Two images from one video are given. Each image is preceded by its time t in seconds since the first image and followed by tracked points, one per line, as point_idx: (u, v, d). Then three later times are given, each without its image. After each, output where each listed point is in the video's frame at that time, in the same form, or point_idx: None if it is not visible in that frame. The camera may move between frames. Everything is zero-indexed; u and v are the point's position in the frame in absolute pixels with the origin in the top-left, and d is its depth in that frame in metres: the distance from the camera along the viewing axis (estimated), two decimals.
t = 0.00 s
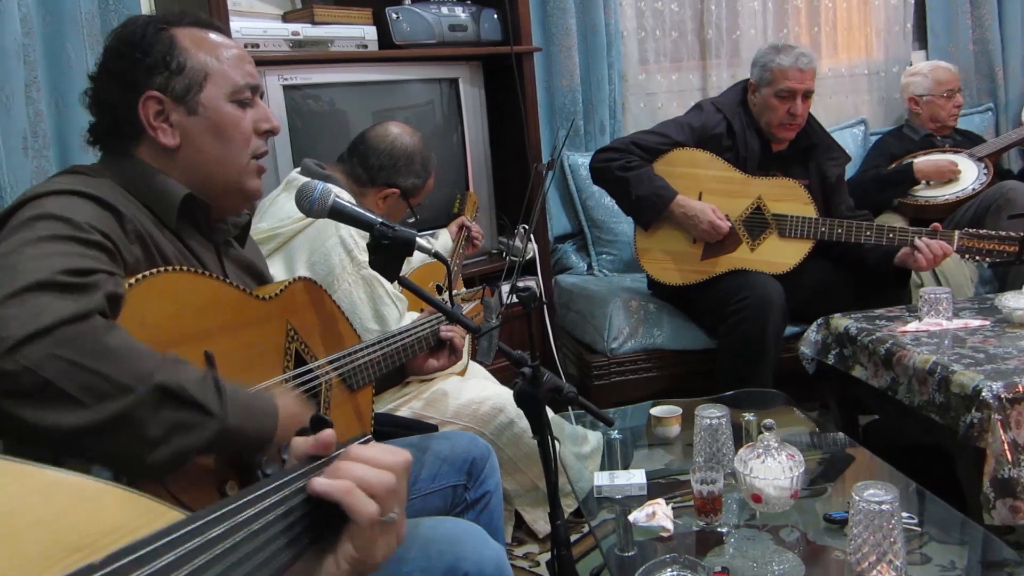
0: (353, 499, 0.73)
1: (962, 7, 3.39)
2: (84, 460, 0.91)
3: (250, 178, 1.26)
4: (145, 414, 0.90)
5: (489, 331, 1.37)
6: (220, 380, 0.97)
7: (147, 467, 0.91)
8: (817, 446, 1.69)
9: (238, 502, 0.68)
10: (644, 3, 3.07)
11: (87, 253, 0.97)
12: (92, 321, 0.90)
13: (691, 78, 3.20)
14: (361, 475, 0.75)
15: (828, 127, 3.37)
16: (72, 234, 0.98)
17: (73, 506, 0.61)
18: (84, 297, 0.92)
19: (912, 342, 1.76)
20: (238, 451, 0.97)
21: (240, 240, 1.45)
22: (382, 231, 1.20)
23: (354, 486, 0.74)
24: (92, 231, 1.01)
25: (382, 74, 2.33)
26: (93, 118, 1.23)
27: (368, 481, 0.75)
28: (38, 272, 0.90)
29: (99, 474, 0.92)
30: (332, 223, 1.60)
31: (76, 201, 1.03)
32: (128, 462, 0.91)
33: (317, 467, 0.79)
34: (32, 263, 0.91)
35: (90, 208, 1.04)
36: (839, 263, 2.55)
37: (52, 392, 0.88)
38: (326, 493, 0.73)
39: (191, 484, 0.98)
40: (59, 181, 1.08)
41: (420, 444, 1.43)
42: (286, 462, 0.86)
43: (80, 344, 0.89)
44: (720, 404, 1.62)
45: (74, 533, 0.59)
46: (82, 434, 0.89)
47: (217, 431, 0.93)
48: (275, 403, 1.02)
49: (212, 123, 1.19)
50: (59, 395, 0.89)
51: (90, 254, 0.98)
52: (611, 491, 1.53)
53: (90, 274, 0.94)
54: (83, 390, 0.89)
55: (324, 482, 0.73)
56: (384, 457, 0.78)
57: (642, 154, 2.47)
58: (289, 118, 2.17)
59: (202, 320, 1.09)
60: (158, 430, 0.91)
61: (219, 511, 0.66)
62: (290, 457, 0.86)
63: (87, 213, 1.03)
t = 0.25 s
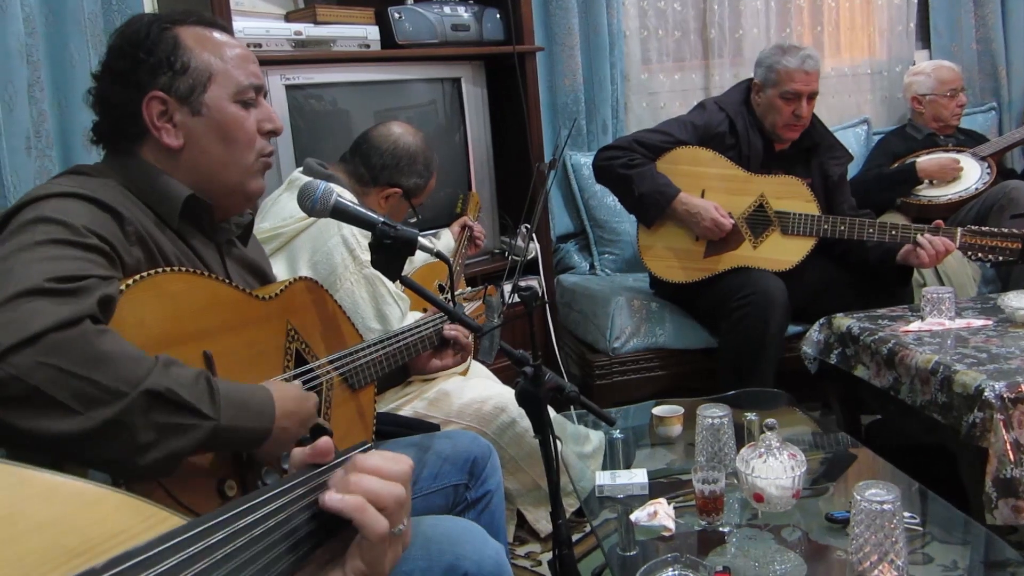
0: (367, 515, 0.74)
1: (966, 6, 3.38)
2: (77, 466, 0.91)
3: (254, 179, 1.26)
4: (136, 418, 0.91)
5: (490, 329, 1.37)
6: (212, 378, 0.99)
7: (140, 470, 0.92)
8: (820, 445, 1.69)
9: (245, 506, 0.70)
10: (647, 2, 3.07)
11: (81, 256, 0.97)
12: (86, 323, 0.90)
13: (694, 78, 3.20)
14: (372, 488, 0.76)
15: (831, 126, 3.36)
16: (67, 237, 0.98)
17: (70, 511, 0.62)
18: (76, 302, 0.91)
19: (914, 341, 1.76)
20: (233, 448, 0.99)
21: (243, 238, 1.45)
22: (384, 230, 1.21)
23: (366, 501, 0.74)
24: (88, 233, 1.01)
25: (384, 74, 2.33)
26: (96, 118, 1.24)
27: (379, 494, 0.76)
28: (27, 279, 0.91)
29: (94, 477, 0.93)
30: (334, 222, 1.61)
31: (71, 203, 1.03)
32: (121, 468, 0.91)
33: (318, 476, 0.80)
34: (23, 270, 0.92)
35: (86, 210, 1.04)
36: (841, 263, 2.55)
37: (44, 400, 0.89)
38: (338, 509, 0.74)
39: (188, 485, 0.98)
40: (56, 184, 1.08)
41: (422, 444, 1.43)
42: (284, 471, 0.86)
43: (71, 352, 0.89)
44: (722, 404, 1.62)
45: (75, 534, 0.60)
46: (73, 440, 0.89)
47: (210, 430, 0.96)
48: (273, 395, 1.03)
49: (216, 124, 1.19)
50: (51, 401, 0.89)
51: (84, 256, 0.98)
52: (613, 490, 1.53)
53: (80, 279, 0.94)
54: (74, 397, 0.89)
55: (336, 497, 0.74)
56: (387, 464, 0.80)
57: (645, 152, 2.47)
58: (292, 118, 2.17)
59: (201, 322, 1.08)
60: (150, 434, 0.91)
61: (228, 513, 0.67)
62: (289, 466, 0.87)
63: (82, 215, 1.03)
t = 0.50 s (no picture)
0: (361, 514, 0.74)
1: (966, 4, 3.38)
2: (79, 459, 0.92)
3: (254, 179, 1.26)
4: (138, 416, 0.91)
5: (489, 328, 1.37)
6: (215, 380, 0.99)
7: (139, 468, 0.92)
8: (820, 443, 1.69)
9: (238, 505, 0.70)
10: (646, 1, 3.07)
11: (85, 253, 0.97)
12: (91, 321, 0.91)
13: (694, 77, 3.20)
14: (365, 486, 0.76)
15: (832, 124, 3.36)
16: (72, 233, 0.98)
17: (65, 511, 0.62)
18: (82, 299, 0.92)
19: (914, 339, 1.76)
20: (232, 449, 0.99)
21: (244, 237, 1.45)
22: (382, 229, 1.21)
23: (360, 500, 0.74)
24: (93, 230, 1.02)
25: (384, 73, 2.33)
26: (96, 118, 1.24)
27: (372, 493, 0.76)
28: (33, 275, 0.91)
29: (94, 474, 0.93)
30: (334, 222, 1.61)
31: (74, 200, 1.04)
32: (122, 463, 0.91)
33: (313, 475, 0.80)
34: (29, 265, 0.92)
35: (89, 207, 1.04)
36: (841, 262, 2.55)
37: (48, 394, 0.89)
38: (334, 509, 0.73)
39: (191, 483, 0.99)
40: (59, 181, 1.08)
41: (422, 443, 1.43)
42: (279, 469, 0.86)
43: (76, 348, 0.89)
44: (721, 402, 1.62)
45: (71, 535, 0.61)
46: (76, 435, 0.89)
47: (211, 430, 0.95)
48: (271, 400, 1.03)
49: (218, 124, 1.20)
50: (55, 396, 0.89)
51: (88, 253, 0.98)
52: (613, 489, 1.54)
53: (86, 275, 0.94)
54: (78, 393, 0.89)
55: (331, 497, 0.74)
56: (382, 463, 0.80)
57: (645, 150, 2.46)
58: (291, 118, 2.17)
59: (203, 319, 1.09)
60: (151, 433, 0.92)
61: (219, 514, 0.68)
62: (281, 463, 0.86)
63: (85, 212, 1.03)
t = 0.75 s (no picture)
0: (337, 509, 0.74)
1: (964, 3, 3.38)
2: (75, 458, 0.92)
3: (252, 179, 1.26)
4: (131, 420, 0.91)
5: (486, 329, 1.37)
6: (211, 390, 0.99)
7: (133, 471, 0.92)
8: (817, 442, 1.69)
9: (231, 507, 0.71)
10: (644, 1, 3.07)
11: (89, 250, 0.98)
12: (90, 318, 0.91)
13: (692, 76, 3.20)
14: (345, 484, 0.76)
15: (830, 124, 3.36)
16: (74, 230, 0.99)
17: (58, 512, 0.63)
18: (88, 297, 0.93)
19: (911, 338, 1.76)
20: (225, 460, 0.99)
21: (244, 235, 1.45)
22: (380, 229, 1.21)
23: (336, 494, 0.75)
24: (93, 226, 1.02)
25: (382, 74, 2.34)
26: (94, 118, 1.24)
27: (353, 490, 0.77)
28: (37, 270, 0.91)
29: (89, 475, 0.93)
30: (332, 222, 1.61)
31: (74, 197, 1.04)
32: (115, 465, 0.92)
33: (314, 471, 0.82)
34: (31, 261, 0.92)
35: (89, 204, 1.05)
36: (839, 262, 2.55)
37: (46, 389, 0.89)
38: (309, 503, 0.73)
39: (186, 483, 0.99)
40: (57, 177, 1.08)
41: (420, 442, 1.44)
42: (273, 470, 0.85)
43: (78, 346, 0.89)
44: (718, 401, 1.63)
45: (67, 537, 0.61)
46: (72, 433, 0.89)
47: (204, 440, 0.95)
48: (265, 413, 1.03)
49: (215, 123, 1.20)
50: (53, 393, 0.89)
51: (91, 250, 0.99)
52: (610, 488, 1.54)
53: (91, 273, 0.95)
54: (77, 390, 0.90)
55: (307, 492, 0.74)
56: (368, 465, 0.81)
57: (642, 151, 2.46)
58: (290, 119, 2.17)
59: (201, 316, 1.09)
60: (145, 437, 0.92)
61: (211, 516, 0.68)
62: (276, 463, 0.87)
63: (86, 209, 1.03)
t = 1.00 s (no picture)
0: (329, 504, 0.75)
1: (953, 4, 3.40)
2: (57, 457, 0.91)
3: (236, 179, 1.25)
4: (117, 414, 0.91)
5: (473, 326, 1.37)
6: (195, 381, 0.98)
7: (116, 466, 0.92)
8: (804, 441, 1.70)
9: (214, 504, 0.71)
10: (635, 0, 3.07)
11: (68, 248, 0.98)
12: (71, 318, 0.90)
13: (682, 75, 3.20)
14: (338, 478, 0.76)
15: (819, 124, 3.37)
16: (54, 229, 0.98)
17: (42, 501, 0.62)
18: (66, 294, 0.92)
19: (898, 337, 1.77)
20: (210, 451, 0.98)
21: (228, 233, 1.44)
22: (367, 227, 1.20)
23: (329, 490, 0.75)
24: (74, 226, 1.01)
25: (372, 71, 2.33)
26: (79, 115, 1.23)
27: (345, 485, 0.77)
28: (14, 270, 0.91)
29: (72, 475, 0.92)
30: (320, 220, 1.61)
31: (55, 195, 1.03)
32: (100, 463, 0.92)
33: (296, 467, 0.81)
34: (10, 260, 0.92)
35: (72, 203, 1.04)
36: (829, 261, 2.55)
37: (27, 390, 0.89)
38: (302, 498, 0.74)
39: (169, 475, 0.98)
40: (39, 175, 1.08)
41: (407, 440, 1.44)
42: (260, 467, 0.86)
43: (56, 345, 0.89)
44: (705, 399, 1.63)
45: (43, 533, 0.60)
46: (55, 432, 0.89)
47: (189, 431, 0.95)
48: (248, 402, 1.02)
49: (197, 123, 1.19)
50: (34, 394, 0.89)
51: (71, 249, 0.98)
52: (597, 486, 1.53)
53: (68, 271, 0.94)
54: (57, 389, 0.89)
55: (301, 486, 0.74)
56: (357, 459, 0.80)
57: (632, 151, 2.47)
58: (279, 116, 2.17)
59: (185, 315, 1.09)
60: (129, 432, 0.91)
61: (195, 512, 0.68)
62: (263, 462, 0.87)
63: (67, 208, 1.02)
